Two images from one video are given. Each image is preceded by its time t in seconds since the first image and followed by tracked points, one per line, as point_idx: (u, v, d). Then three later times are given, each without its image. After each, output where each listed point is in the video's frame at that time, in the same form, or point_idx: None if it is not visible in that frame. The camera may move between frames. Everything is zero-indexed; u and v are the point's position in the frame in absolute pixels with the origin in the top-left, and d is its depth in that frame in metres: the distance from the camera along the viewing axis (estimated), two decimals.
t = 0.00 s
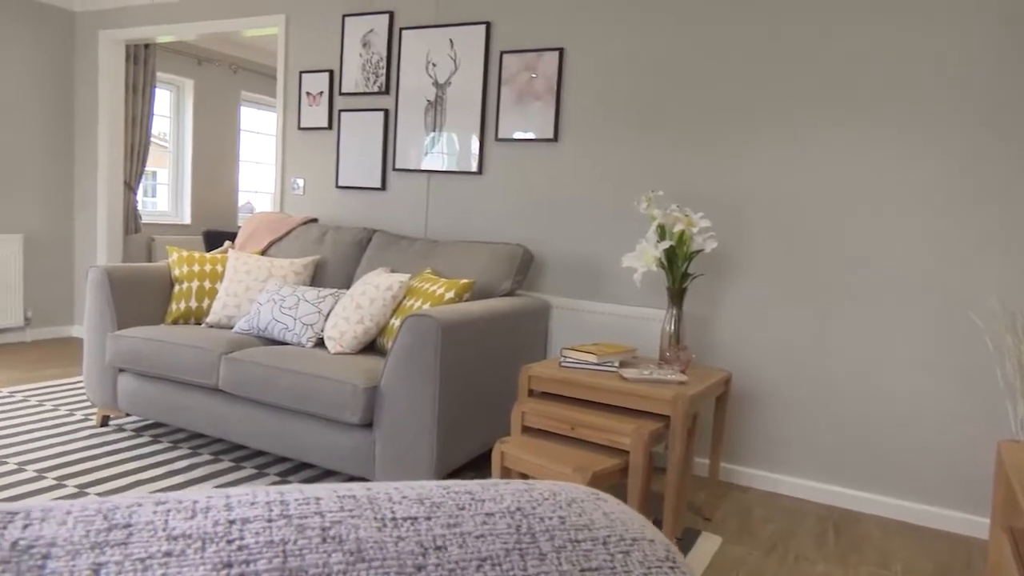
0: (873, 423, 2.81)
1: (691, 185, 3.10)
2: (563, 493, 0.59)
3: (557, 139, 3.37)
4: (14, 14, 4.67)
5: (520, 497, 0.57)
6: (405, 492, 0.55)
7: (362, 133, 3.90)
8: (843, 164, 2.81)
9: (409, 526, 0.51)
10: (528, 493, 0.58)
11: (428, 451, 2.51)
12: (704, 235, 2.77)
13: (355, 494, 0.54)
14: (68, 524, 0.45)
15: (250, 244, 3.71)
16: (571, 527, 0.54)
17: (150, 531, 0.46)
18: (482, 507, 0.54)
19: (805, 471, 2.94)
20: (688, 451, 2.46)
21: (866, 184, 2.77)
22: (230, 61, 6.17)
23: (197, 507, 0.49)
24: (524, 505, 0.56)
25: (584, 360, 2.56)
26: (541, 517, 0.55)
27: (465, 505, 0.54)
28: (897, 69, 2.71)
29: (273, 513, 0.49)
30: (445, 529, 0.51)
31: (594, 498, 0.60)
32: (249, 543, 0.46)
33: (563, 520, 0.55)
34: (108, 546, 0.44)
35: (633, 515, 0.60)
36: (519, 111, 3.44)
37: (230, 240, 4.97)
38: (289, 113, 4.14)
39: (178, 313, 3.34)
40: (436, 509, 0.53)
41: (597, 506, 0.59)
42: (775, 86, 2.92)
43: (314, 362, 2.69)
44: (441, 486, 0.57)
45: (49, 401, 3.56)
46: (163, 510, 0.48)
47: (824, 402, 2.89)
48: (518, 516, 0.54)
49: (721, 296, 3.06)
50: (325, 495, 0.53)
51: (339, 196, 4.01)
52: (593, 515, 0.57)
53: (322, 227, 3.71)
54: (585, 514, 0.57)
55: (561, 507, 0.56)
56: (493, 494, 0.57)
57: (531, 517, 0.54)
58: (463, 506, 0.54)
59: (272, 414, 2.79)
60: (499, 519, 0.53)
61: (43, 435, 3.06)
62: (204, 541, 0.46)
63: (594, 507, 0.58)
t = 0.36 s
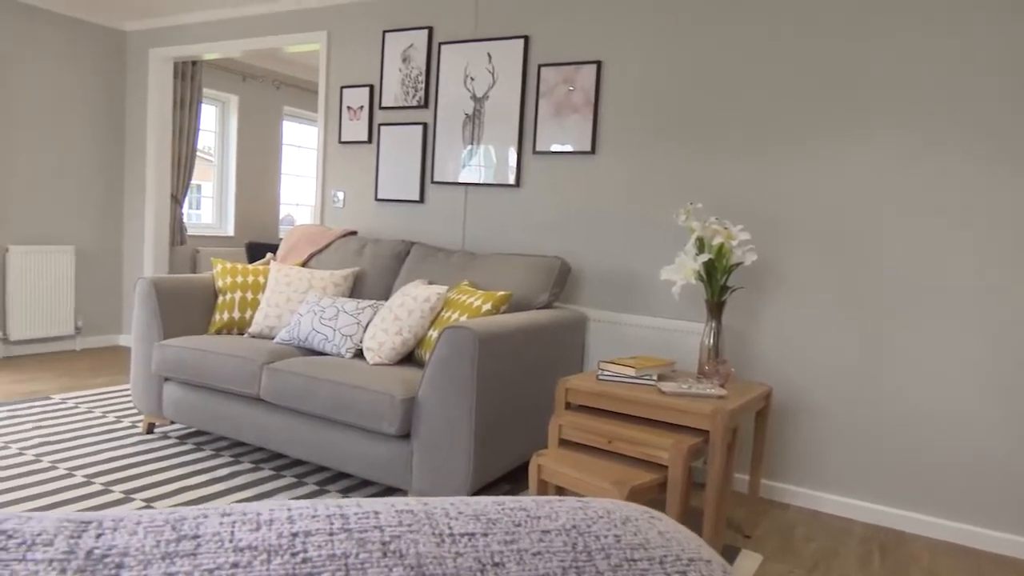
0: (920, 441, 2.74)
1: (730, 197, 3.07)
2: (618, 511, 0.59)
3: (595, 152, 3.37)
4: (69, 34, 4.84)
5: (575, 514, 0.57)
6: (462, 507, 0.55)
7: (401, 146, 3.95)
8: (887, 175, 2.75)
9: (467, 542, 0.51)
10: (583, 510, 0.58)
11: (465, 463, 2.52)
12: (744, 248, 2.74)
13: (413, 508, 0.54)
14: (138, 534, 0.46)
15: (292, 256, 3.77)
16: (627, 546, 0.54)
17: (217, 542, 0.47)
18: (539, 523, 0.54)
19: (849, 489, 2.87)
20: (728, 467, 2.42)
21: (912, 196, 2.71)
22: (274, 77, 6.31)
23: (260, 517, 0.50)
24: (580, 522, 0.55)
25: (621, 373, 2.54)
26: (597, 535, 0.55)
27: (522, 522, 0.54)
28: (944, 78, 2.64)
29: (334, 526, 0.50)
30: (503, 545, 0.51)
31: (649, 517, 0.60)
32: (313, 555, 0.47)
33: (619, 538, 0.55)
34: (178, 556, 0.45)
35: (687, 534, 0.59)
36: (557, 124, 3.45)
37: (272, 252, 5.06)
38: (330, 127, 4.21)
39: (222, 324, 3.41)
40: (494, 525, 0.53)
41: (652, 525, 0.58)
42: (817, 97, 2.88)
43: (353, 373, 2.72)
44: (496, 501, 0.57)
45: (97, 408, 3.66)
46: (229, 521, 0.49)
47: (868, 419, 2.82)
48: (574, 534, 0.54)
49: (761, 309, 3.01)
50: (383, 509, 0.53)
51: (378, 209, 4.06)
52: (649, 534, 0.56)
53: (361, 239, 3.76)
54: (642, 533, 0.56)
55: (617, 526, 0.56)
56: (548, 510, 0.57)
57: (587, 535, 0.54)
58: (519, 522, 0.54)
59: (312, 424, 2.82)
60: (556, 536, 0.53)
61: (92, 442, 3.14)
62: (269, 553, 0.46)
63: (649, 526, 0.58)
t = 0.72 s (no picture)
0: (964, 462, 2.66)
1: (766, 212, 3.04)
2: (667, 535, 0.59)
3: (629, 167, 3.36)
4: (116, 56, 4.99)
5: (623, 537, 0.57)
6: (511, 528, 0.57)
7: (436, 162, 3.98)
8: (928, 189, 2.70)
9: (517, 563, 0.52)
10: (632, 533, 0.58)
11: (498, 478, 2.51)
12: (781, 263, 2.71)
13: (462, 528, 0.56)
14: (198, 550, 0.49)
15: (328, 270, 3.82)
16: (676, 570, 0.55)
17: (274, 559, 0.49)
18: (587, 546, 0.55)
19: (890, 510, 2.80)
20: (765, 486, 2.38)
21: (954, 210, 2.65)
22: (311, 95, 6.43)
23: (311, 535, 0.52)
24: (628, 546, 0.56)
25: (656, 389, 2.52)
26: (646, 558, 0.55)
27: (571, 544, 0.55)
28: (986, 90, 2.59)
29: (386, 545, 0.52)
30: (552, 567, 0.52)
31: (698, 541, 0.60)
32: (366, 573, 0.49)
33: (668, 562, 0.55)
34: (237, 571, 0.48)
35: (737, 559, 0.60)
36: (591, 139, 3.46)
37: (308, 266, 5.13)
38: (365, 144, 4.27)
39: (259, 337, 3.46)
40: (542, 546, 0.55)
41: (701, 549, 0.59)
42: (855, 111, 2.84)
43: (388, 387, 2.74)
44: (544, 523, 0.58)
45: (138, 419, 3.73)
46: (284, 539, 0.52)
47: (910, 438, 2.75)
48: (623, 556, 0.55)
49: (799, 325, 2.96)
50: (434, 529, 0.55)
51: (413, 224, 4.10)
52: (699, 558, 0.57)
53: (396, 254, 3.79)
54: (691, 557, 0.57)
55: (665, 549, 0.57)
56: (597, 533, 0.58)
57: (635, 558, 0.55)
58: (568, 544, 0.55)
59: (346, 437, 2.84)
60: (604, 559, 0.54)
61: (133, 452, 3.21)
62: (324, 569, 0.49)
63: (698, 550, 0.58)
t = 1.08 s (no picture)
0: (1008, 482, 2.58)
1: (801, 225, 3.00)
2: (714, 557, 0.61)
3: (661, 179, 3.35)
4: (158, 74, 5.13)
5: (669, 559, 0.59)
6: (558, 546, 0.59)
7: (468, 176, 4.01)
8: (967, 201, 2.64)
9: None
10: (678, 555, 0.60)
11: (530, 492, 2.50)
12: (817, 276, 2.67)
13: (509, 546, 0.59)
14: (254, 564, 0.53)
15: (361, 283, 3.86)
16: None
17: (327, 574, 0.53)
18: (634, 567, 0.57)
19: (932, 530, 2.73)
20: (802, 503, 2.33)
21: (995, 222, 2.59)
22: (345, 110, 6.53)
23: (358, 550, 0.55)
24: (674, 567, 0.58)
25: (690, 404, 2.49)
26: None
27: (617, 564, 0.57)
28: None
29: (435, 561, 0.55)
30: None
31: (745, 563, 0.61)
32: None
33: None
34: None
35: None
36: (623, 152, 3.45)
37: (341, 279, 5.19)
38: (399, 158, 4.32)
39: (294, 348, 3.50)
40: (589, 566, 0.57)
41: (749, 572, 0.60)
42: (892, 122, 2.79)
43: (419, 400, 2.75)
44: (590, 541, 0.61)
45: (176, 429, 3.80)
46: (335, 554, 0.55)
47: (951, 456, 2.68)
48: None
49: (835, 339, 2.91)
50: (481, 546, 0.58)
51: (445, 237, 4.13)
52: None
53: (428, 267, 3.82)
54: None
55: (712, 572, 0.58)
56: (644, 554, 0.59)
57: None
58: (615, 563, 0.57)
59: (379, 449, 2.86)
60: None
61: (171, 462, 3.27)
62: None
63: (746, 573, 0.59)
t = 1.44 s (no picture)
0: None
1: (836, 235, 2.96)
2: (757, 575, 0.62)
3: (692, 190, 3.33)
4: (195, 89, 5.24)
5: None
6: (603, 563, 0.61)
7: (498, 188, 4.02)
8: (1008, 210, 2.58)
9: None
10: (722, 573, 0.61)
11: (560, 504, 2.49)
12: (854, 288, 2.62)
13: (554, 562, 0.60)
14: None
15: (392, 294, 3.89)
16: None
17: None
18: None
19: (974, 549, 2.65)
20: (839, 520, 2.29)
21: None
22: (377, 122, 6.61)
23: (402, 564, 0.58)
24: None
25: (722, 417, 2.46)
26: None
27: None
28: None
29: None
30: None
31: None
32: None
33: None
34: None
35: None
36: (653, 163, 3.44)
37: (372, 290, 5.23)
38: (429, 170, 4.35)
39: (326, 359, 3.54)
40: None
41: None
42: (931, 131, 2.74)
43: (450, 411, 2.76)
44: (636, 559, 0.63)
45: (210, 437, 3.86)
46: (383, 568, 0.57)
47: (993, 473, 2.61)
48: None
49: (872, 352, 2.86)
50: (527, 561, 0.59)
51: (475, 248, 4.14)
52: None
53: (459, 278, 3.83)
54: None
55: None
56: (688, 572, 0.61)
57: None
58: None
59: (410, 459, 2.87)
60: None
61: (206, 470, 3.32)
62: None
63: None
